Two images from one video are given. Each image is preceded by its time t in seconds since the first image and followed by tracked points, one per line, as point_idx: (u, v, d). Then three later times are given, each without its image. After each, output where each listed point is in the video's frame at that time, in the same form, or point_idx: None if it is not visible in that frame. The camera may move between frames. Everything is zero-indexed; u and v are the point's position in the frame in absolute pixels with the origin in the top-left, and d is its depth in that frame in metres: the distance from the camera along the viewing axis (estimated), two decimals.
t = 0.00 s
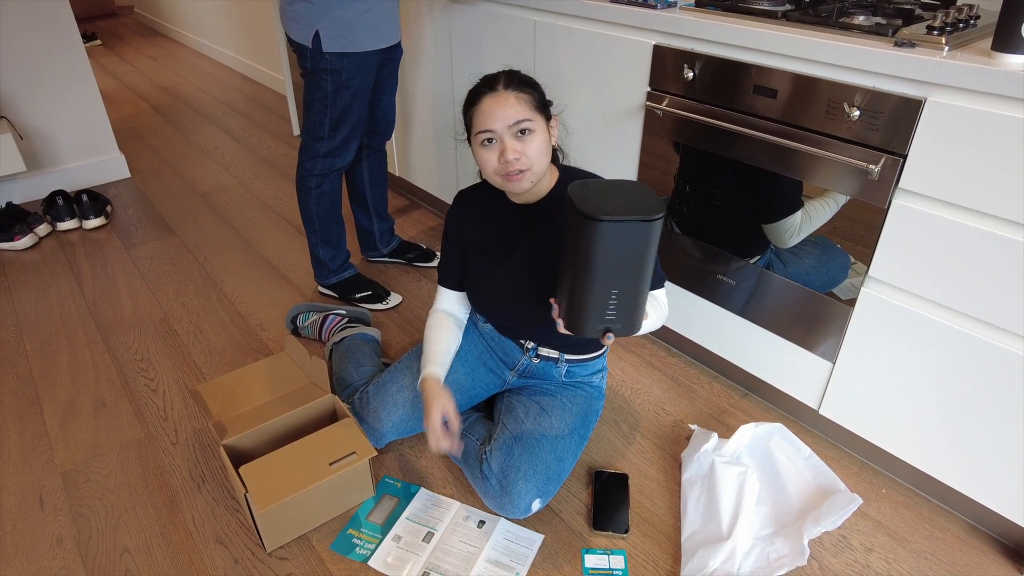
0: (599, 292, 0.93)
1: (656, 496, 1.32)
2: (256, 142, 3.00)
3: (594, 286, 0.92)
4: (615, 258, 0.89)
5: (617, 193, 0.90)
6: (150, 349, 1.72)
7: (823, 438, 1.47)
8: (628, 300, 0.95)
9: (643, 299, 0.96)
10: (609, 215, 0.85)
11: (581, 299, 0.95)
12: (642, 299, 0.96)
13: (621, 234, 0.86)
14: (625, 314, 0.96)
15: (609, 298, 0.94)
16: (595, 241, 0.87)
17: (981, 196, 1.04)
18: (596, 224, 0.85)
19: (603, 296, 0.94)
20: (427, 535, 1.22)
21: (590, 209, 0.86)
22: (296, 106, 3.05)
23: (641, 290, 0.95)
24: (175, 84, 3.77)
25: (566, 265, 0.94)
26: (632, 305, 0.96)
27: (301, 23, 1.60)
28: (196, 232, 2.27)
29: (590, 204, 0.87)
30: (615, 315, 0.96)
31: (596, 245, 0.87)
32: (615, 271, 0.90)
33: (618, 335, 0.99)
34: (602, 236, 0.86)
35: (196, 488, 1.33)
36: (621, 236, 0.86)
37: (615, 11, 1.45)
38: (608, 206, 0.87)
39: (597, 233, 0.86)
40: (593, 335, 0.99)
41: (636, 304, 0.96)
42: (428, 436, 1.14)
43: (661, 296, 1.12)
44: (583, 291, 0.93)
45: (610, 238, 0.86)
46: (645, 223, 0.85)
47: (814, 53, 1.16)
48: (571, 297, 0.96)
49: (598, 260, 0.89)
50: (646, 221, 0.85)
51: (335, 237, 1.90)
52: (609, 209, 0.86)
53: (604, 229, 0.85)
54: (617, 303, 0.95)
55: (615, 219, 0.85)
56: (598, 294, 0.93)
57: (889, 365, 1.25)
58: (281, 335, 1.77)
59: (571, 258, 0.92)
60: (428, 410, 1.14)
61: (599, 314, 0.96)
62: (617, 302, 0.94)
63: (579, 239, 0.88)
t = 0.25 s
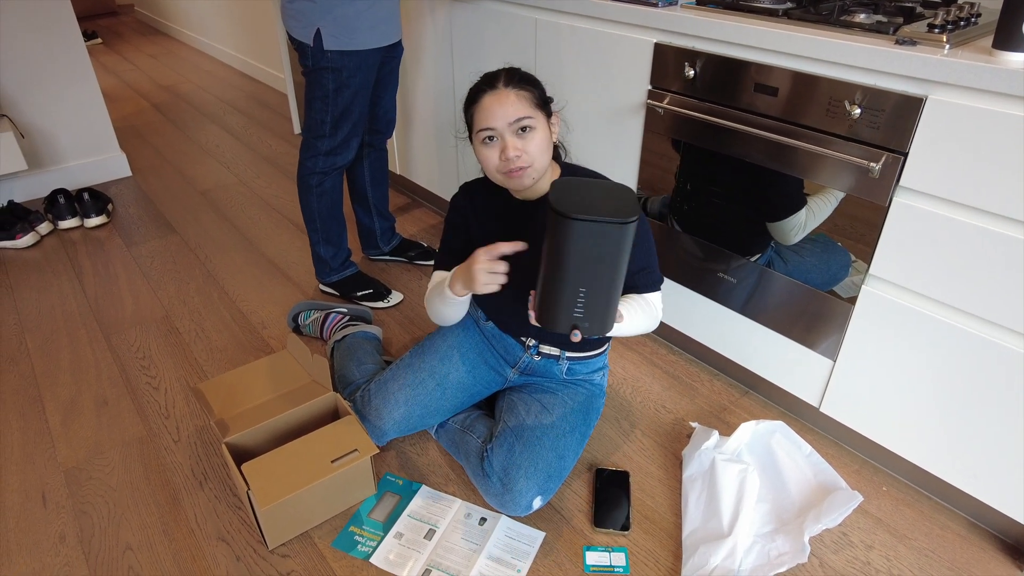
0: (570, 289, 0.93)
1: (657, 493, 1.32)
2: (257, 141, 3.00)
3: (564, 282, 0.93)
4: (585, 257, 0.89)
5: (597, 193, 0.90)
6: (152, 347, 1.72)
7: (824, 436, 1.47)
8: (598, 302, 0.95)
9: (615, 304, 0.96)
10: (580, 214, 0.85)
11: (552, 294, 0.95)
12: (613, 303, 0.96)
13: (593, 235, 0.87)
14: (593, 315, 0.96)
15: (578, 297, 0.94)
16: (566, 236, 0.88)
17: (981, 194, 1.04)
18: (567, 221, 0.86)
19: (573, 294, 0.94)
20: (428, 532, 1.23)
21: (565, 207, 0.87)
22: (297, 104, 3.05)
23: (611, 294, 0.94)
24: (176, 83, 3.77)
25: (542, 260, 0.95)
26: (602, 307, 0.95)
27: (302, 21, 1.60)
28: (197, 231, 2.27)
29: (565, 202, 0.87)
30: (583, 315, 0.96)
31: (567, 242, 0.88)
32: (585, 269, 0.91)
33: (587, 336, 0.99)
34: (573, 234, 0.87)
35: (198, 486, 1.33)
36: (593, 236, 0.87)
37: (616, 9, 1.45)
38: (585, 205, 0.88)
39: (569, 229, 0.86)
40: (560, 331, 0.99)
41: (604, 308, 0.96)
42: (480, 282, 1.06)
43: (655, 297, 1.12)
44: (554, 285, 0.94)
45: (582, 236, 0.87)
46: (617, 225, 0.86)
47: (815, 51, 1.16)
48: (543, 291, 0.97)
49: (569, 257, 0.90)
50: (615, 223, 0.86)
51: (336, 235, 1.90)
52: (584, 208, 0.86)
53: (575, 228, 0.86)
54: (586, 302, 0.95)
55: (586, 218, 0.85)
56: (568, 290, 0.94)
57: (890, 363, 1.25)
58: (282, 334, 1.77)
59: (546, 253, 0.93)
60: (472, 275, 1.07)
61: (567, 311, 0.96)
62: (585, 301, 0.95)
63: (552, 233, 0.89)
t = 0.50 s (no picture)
0: (569, 285, 0.95)
1: (658, 492, 1.32)
2: (257, 140, 3.00)
3: (562, 280, 0.94)
4: (579, 250, 0.91)
5: (581, 186, 0.93)
6: (154, 346, 1.72)
7: (825, 435, 1.47)
8: (600, 293, 0.96)
9: (617, 293, 0.97)
10: (567, 206, 0.88)
11: (553, 292, 0.97)
12: (615, 293, 0.97)
13: (582, 225, 0.89)
14: (599, 309, 0.97)
15: (580, 292, 0.96)
16: (557, 233, 0.90)
17: (983, 192, 1.04)
18: (556, 215, 0.88)
19: (574, 290, 0.96)
20: (430, 531, 1.23)
21: (551, 202, 0.89)
22: (298, 103, 3.05)
23: (612, 284, 0.96)
24: (176, 81, 3.77)
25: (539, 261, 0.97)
26: (605, 300, 0.97)
27: (303, 20, 1.59)
28: (198, 229, 2.27)
29: (551, 197, 0.90)
30: (588, 310, 0.98)
31: (558, 237, 0.90)
32: (580, 263, 0.93)
33: (595, 331, 1.00)
34: (563, 228, 0.89)
35: (200, 485, 1.34)
36: (583, 227, 0.89)
37: (617, 7, 1.45)
38: (570, 198, 0.90)
39: (559, 225, 0.89)
40: (569, 331, 1.00)
41: (609, 299, 0.97)
42: (476, 287, 1.08)
43: (662, 293, 1.12)
44: (553, 286, 0.96)
45: (572, 229, 0.89)
46: (603, 212, 0.88)
47: (816, 50, 1.15)
48: (544, 292, 0.98)
49: (563, 253, 0.92)
50: (601, 210, 0.88)
51: (337, 234, 1.90)
52: (569, 201, 0.89)
53: (563, 221, 0.88)
54: (589, 297, 0.96)
55: (572, 210, 0.88)
56: (568, 288, 0.95)
57: (891, 362, 1.25)
58: (284, 332, 1.77)
59: (541, 253, 0.95)
60: (468, 282, 1.09)
61: (572, 309, 0.97)
62: (588, 296, 0.96)
63: (542, 233, 0.91)
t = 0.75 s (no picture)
0: (565, 276, 0.95)
1: (659, 491, 1.32)
2: (258, 138, 3.00)
3: (559, 270, 0.95)
4: (577, 240, 0.92)
5: (583, 180, 0.95)
6: (154, 344, 1.72)
7: (826, 434, 1.47)
8: (595, 288, 0.96)
9: (613, 289, 0.97)
10: (566, 195, 0.89)
11: (549, 284, 0.97)
12: (611, 289, 0.97)
13: (580, 215, 0.90)
14: (593, 303, 0.97)
15: (575, 284, 0.96)
16: (555, 222, 0.91)
17: (985, 191, 1.04)
18: (555, 203, 0.89)
19: (570, 282, 0.96)
20: (430, 530, 1.23)
21: (551, 191, 0.91)
22: (298, 102, 3.05)
23: (608, 279, 0.96)
24: (177, 80, 3.77)
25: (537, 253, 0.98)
26: (600, 294, 0.97)
27: (303, 18, 1.59)
28: (199, 228, 2.27)
29: (551, 187, 0.91)
30: (584, 304, 0.98)
31: (556, 226, 0.91)
32: (577, 254, 0.93)
33: (590, 326, 1.00)
34: (562, 217, 0.90)
35: (200, 484, 1.34)
36: (581, 216, 0.90)
37: (617, 5, 1.44)
38: (571, 189, 0.92)
39: (557, 214, 0.90)
40: (563, 324, 1.00)
41: (604, 296, 0.97)
42: (477, 278, 1.08)
43: (660, 294, 1.12)
44: (549, 276, 0.96)
45: (571, 218, 0.90)
46: (603, 203, 0.89)
47: (818, 48, 1.15)
48: (541, 284, 0.98)
49: (561, 243, 0.93)
50: (601, 201, 0.89)
51: (338, 233, 1.90)
52: (569, 190, 0.90)
53: (562, 209, 0.90)
54: (584, 289, 0.96)
55: (570, 199, 0.89)
56: (564, 279, 0.96)
57: (892, 361, 1.25)
58: (284, 331, 1.77)
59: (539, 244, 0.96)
60: (469, 273, 1.08)
61: (567, 301, 0.97)
62: (583, 289, 0.96)
63: (541, 222, 0.93)
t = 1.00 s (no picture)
0: (557, 269, 0.95)
1: (660, 490, 1.32)
2: (258, 137, 2.99)
3: (549, 261, 0.95)
4: (567, 232, 0.92)
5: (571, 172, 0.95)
6: (154, 343, 1.72)
7: (827, 433, 1.47)
8: (587, 280, 0.96)
9: (605, 281, 0.97)
10: (556, 186, 0.90)
11: (540, 277, 0.97)
12: (603, 280, 0.97)
13: (570, 206, 0.90)
14: (585, 294, 0.97)
15: (567, 277, 0.95)
16: (545, 214, 0.91)
17: (986, 188, 1.03)
18: (545, 196, 0.90)
19: (561, 275, 0.95)
20: (430, 529, 1.23)
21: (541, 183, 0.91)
22: (298, 100, 3.04)
23: (599, 270, 0.96)
24: (177, 79, 3.77)
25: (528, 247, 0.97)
26: (591, 286, 0.96)
27: (303, 16, 1.59)
28: (199, 227, 2.26)
29: (541, 180, 0.92)
30: (576, 296, 0.97)
31: (547, 219, 0.91)
32: (568, 245, 0.93)
33: (582, 318, 0.99)
34: (552, 209, 0.91)
35: (200, 483, 1.33)
36: (571, 208, 0.90)
37: (617, 3, 1.44)
38: (560, 181, 0.92)
39: (547, 205, 0.90)
40: (555, 317, 1.00)
41: (595, 287, 0.97)
42: (487, 268, 1.08)
43: (661, 292, 1.11)
44: (540, 268, 0.96)
45: (561, 210, 0.90)
46: (592, 194, 0.90)
47: (819, 46, 1.15)
48: (532, 278, 0.98)
49: (551, 235, 0.93)
50: (589, 191, 0.90)
51: (338, 232, 1.89)
52: (558, 183, 0.91)
53: (552, 201, 0.90)
54: (575, 281, 0.96)
55: (560, 190, 0.89)
56: (555, 272, 0.95)
57: (893, 360, 1.24)
58: (284, 330, 1.77)
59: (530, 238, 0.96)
60: (478, 263, 1.09)
61: (558, 293, 0.97)
62: (574, 281, 0.96)
63: (531, 215, 0.93)
